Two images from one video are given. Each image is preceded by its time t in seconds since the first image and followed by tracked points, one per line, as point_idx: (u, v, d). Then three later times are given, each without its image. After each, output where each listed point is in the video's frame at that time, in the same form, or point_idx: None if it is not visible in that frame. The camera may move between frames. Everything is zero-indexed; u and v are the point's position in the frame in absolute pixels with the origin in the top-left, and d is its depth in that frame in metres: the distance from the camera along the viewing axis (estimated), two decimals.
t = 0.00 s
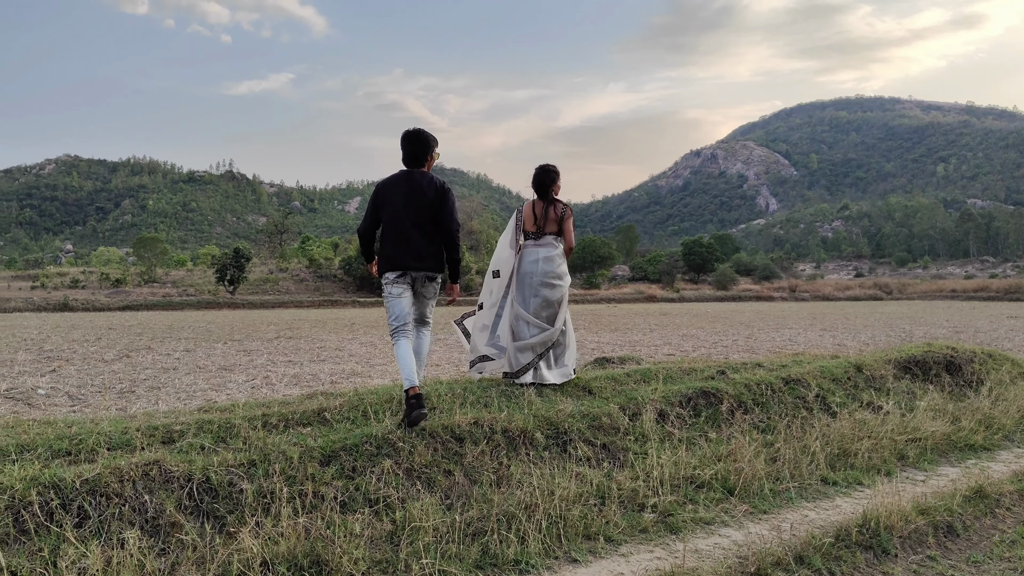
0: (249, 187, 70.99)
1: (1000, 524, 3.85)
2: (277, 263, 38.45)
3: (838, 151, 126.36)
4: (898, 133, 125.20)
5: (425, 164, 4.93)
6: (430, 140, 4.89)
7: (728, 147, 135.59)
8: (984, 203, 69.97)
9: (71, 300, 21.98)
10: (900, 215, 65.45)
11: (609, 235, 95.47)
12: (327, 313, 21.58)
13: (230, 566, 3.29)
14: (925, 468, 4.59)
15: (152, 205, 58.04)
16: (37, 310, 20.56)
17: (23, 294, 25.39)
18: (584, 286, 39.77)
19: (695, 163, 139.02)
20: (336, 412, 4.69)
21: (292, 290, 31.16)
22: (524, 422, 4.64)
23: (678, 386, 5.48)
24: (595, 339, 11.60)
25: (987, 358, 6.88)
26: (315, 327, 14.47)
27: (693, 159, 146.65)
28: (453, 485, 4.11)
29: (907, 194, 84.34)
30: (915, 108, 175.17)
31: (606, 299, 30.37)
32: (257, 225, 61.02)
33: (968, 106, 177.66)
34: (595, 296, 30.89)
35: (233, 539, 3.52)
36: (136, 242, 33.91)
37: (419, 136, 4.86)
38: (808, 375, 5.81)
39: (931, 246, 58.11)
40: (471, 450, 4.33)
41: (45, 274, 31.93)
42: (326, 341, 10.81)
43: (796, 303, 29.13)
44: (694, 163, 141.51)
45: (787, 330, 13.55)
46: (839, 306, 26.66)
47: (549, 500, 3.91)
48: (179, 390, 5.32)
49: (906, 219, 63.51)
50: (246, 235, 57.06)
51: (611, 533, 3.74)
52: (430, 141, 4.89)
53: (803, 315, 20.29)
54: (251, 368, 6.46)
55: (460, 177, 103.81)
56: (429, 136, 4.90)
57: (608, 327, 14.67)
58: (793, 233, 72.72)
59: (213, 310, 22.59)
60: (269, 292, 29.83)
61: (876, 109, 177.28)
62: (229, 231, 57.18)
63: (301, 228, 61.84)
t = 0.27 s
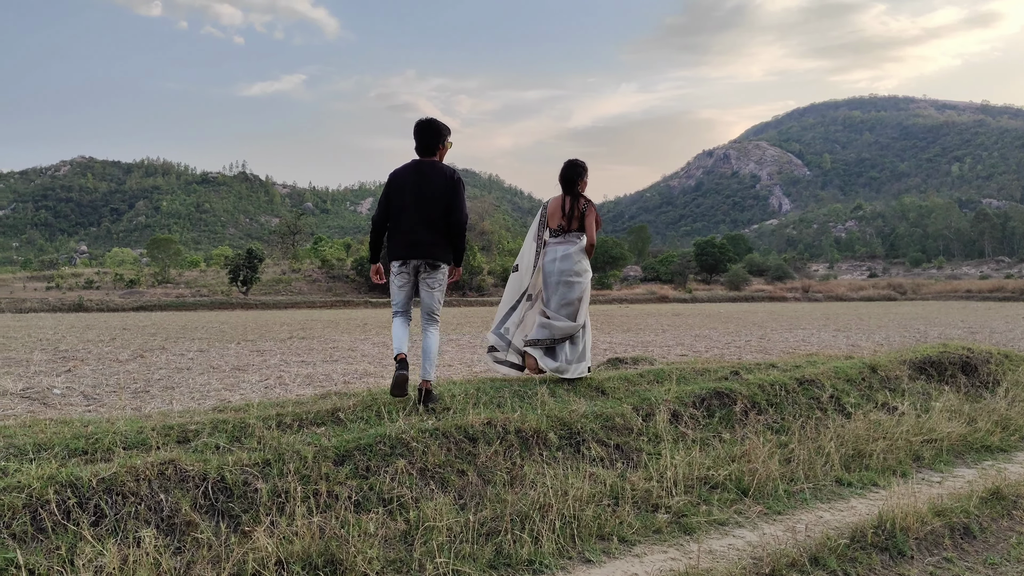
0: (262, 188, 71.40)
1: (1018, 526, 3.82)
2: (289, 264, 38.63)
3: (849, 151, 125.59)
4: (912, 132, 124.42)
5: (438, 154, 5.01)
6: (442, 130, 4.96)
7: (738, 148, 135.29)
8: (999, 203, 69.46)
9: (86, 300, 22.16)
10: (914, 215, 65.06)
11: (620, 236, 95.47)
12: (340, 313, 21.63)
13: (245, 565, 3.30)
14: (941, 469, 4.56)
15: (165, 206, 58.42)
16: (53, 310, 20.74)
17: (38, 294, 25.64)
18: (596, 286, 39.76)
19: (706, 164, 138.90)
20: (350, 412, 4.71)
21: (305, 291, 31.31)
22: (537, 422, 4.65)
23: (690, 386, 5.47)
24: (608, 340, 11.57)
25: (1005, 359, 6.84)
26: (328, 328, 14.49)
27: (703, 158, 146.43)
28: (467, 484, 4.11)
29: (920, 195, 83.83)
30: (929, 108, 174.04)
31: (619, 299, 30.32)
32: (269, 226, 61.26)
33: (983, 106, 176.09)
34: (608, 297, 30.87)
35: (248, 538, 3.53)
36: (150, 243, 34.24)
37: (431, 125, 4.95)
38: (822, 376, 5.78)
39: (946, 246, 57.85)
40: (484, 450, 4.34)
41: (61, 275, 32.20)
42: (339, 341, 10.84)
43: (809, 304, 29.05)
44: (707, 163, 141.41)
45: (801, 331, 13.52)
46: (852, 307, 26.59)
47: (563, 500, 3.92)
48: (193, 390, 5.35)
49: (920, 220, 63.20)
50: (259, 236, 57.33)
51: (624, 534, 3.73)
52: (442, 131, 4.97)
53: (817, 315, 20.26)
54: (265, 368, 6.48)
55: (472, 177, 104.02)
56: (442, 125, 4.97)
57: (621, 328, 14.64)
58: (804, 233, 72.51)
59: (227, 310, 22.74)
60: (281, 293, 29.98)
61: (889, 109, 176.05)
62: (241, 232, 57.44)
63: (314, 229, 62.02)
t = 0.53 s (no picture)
0: (271, 186, 71.63)
1: None
2: (299, 263, 38.76)
3: (858, 149, 124.86)
4: (923, 130, 123.68)
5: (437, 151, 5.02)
6: (439, 128, 4.98)
7: (745, 147, 134.84)
8: (1011, 201, 68.99)
9: (98, 299, 22.26)
10: (925, 214, 64.67)
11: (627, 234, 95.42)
12: (350, 312, 21.65)
13: (255, 562, 3.31)
14: (952, 469, 4.55)
15: (176, 205, 58.68)
16: (65, 309, 20.83)
17: (50, 293, 25.80)
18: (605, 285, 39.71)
19: (715, 162, 138.51)
20: (359, 410, 4.72)
21: (315, 289, 31.41)
22: (546, 420, 4.65)
23: (700, 385, 5.46)
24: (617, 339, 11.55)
25: (1017, 358, 6.80)
26: (339, 326, 14.53)
27: (711, 157, 146.02)
28: (476, 483, 4.12)
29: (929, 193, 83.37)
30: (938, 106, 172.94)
31: (628, 298, 30.24)
32: (278, 225, 61.40)
33: (994, 105, 174.76)
34: (617, 296, 30.85)
35: (258, 535, 3.55)
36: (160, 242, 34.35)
37: (428, 123, 4.96)
38: (833, 375, 5.76)
39: (958, 245, 57.59)
40: (493, 448, 4.35)
41: (73, 274, 32.44)
42: (349, 340, 10.85)
43: (820, 303, 28.94)
44: (715, 161, 141.05)
45: (813, 330, 13.47)
46: (864, 306, 26.50)
47: (572, 499, 3.92)
48: (203, 388, 5.37)
49: (931, 219, 62.87)
50: (268, 235, 57.55)
51: (634, 532, 3.73)
52: (440, 129, 4.98)
53: (829, 314, 20.16)
54: (275, 366, 6.50)
55: (480, 176, 104.09)
56: (439, 123, 4.97)
57: (632, 327, 14.62)
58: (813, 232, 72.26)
59: (237, 309, 22.85)
60: (292, 291, 30.11)
61: (899, 108, 174.92)
62: (251, 231, 57.59)
63: (322, 228, 62.13)
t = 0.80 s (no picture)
0: (275, 185, 71.79)
1: None
2: (304, 260, 38.81)
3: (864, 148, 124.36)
4: (928, 127, 123.20)
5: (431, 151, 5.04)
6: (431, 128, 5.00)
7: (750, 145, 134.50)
8: (1017, 200, 68.74)
9: (103, 296, 22.32)
10: (931, 212, 64.42)
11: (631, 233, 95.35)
12: (354, 310, 21.65)
13: (259, 558, 3.33)
14: (957, 467, 4.53)
15: (181, 203, 58.84)
16: (71, 306, 20.93)
17: (55, 290, 25.85)
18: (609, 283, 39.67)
19: (719, 161, 138.24)
20: (363, 408, 4.73)
21: (320, 287, 31.48)
22: (550, 418, 4.65)
23: (704, 383, 5.45)
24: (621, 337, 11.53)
25: (1023, 356, 6.77)
26: (344, 324, 14.55)
27: (715, 155, 145.72)
28: (480, 481, 4.13)
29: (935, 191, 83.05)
30: (944, 103, 172.24)
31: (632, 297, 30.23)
32: (283, 223, 61.48)
33: (1000, 103, 174.04)
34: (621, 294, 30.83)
35: (262, 532, 3.56)
36: (165, 240, 34.43)
37: (419, 121, 4.99)
38: (837, 373, 5.75)
39: (964, 243, 57.50)
40: (497, 446, 4.35)
41: (79, 271, 32.60)
42: (353, 338, 10.85)
43: (826, 301, 28.89)
44: (719, 159, 140.79)
45: (818, 328, 13.44)
46: (870, 304, 26.43)
47: (575, 497, 3.92)
48: (208, 385, 5.40)
49: (937, 217, 62.68)
50: (272, 233, 57.68)
51: (637, 530, 3.73)
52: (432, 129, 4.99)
53: (835, 313, 20.11)
54: (279, 364, 6.51)
55: (484, 174, 104.09)
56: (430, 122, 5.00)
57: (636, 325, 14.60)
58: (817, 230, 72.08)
59: (242, 307, 22.90)
60: (296, 289, 30.20)
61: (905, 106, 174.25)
62: (256, 229, 57.68)
63: (327, 226, 62.17)
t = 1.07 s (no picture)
0: (276, 183, 71.83)
1: None
2: (304, 258, 38.82)
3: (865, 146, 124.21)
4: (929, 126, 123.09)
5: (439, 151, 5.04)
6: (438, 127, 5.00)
7: (751, 144, 134.35)
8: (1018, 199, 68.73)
9: (104, 294, 22.35)
10: (932, 211, 64.39)
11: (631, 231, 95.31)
12: (354, 308, 21.66)
13: (258, 556, 3.33)
14: (956, 466, 4.53)
15: (182, 201, 58.88)
16: (71, 304, 20.96)
17: (56, 288, 25.86)
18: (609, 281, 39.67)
19: (719, 160, 138.11)
20: (363, 406, 4.74)
21: (320, 285, 31.51)
22: (549, 417, 4.66)
23: (703, 382, 5.45)
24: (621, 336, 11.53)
25: (1022, 355, 6.77)
26: (344, 322, 14.57)
27: (716, 154, 145.59)
28: (479, 479, 4.13)
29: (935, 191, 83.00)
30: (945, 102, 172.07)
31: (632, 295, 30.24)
32: (283, 221, 61.56)
33: (1001, 102, 173.91)
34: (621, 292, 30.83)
35: (261, 530, 3.56)
36: (166, 238, 34.46)
37: (429, 121, 5.04)
38: (837, 372, 5.75)
39: (964, 242, 57.56)
40: (496, 444, 4.35)
41: (79, 269, 32.63)
42: (353, 336, 10.84)
43: (826, 300, 28.94)
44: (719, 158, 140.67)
45: (817, 327, 13.43)
46: (870, 303, 26.45)
47: (574, 495, 3.93)
48: (208, 383, 5.41)
49: (937, 215, 62.68)
50: (272, 231, 57.72)
51: (636, 529, 3.74)
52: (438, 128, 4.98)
53: (834, 312, 20.12)
54: (279, 363, 6.51)
55: (485, 172, 104.04)
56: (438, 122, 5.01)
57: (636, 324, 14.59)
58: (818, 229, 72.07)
59: (242, 305, 22.91)
60: (296, 287, 30.22)
61: (906, 105, 174.06)
62: (256, 227, 57.69)
63: (328, 224, 62.17)
